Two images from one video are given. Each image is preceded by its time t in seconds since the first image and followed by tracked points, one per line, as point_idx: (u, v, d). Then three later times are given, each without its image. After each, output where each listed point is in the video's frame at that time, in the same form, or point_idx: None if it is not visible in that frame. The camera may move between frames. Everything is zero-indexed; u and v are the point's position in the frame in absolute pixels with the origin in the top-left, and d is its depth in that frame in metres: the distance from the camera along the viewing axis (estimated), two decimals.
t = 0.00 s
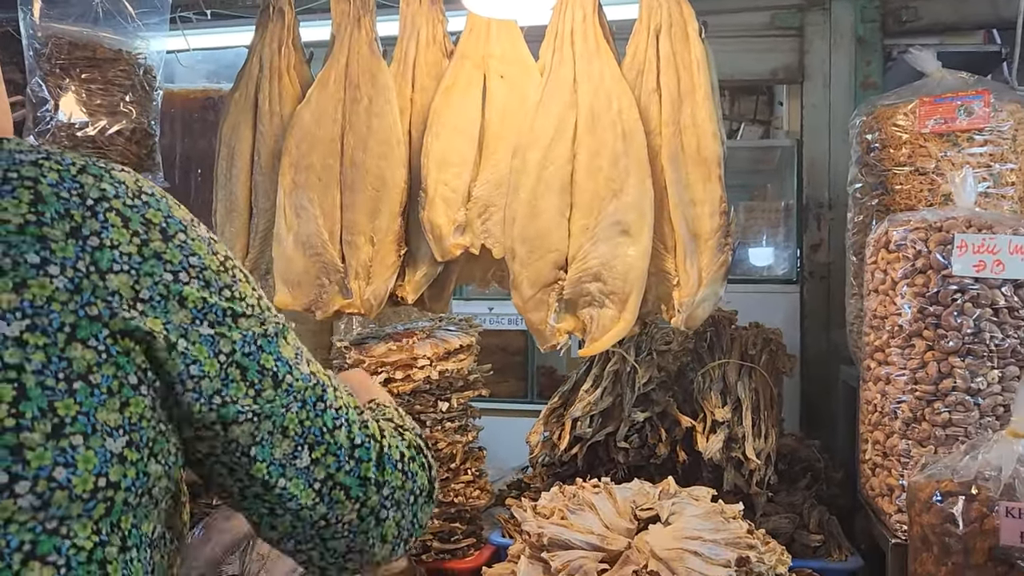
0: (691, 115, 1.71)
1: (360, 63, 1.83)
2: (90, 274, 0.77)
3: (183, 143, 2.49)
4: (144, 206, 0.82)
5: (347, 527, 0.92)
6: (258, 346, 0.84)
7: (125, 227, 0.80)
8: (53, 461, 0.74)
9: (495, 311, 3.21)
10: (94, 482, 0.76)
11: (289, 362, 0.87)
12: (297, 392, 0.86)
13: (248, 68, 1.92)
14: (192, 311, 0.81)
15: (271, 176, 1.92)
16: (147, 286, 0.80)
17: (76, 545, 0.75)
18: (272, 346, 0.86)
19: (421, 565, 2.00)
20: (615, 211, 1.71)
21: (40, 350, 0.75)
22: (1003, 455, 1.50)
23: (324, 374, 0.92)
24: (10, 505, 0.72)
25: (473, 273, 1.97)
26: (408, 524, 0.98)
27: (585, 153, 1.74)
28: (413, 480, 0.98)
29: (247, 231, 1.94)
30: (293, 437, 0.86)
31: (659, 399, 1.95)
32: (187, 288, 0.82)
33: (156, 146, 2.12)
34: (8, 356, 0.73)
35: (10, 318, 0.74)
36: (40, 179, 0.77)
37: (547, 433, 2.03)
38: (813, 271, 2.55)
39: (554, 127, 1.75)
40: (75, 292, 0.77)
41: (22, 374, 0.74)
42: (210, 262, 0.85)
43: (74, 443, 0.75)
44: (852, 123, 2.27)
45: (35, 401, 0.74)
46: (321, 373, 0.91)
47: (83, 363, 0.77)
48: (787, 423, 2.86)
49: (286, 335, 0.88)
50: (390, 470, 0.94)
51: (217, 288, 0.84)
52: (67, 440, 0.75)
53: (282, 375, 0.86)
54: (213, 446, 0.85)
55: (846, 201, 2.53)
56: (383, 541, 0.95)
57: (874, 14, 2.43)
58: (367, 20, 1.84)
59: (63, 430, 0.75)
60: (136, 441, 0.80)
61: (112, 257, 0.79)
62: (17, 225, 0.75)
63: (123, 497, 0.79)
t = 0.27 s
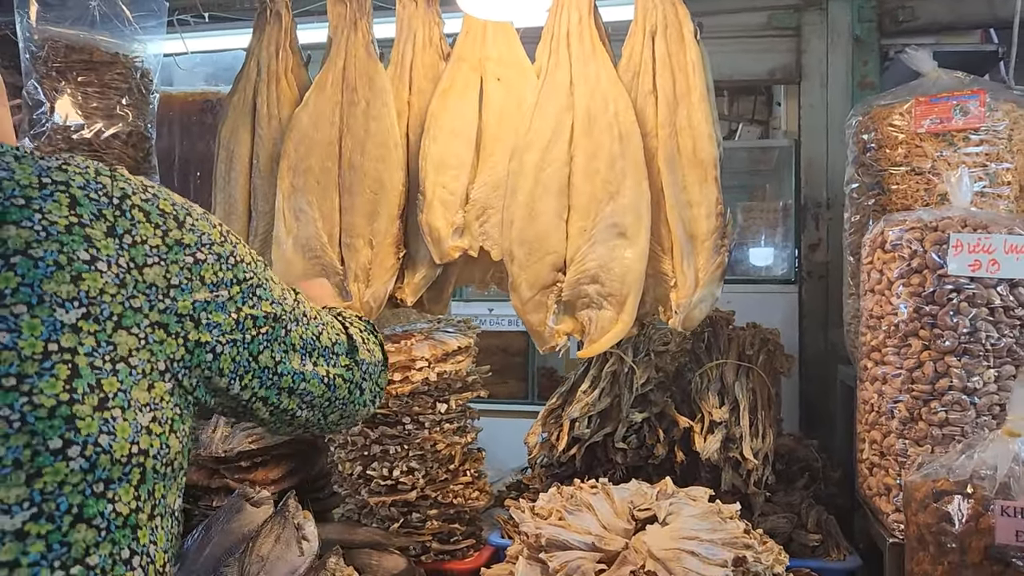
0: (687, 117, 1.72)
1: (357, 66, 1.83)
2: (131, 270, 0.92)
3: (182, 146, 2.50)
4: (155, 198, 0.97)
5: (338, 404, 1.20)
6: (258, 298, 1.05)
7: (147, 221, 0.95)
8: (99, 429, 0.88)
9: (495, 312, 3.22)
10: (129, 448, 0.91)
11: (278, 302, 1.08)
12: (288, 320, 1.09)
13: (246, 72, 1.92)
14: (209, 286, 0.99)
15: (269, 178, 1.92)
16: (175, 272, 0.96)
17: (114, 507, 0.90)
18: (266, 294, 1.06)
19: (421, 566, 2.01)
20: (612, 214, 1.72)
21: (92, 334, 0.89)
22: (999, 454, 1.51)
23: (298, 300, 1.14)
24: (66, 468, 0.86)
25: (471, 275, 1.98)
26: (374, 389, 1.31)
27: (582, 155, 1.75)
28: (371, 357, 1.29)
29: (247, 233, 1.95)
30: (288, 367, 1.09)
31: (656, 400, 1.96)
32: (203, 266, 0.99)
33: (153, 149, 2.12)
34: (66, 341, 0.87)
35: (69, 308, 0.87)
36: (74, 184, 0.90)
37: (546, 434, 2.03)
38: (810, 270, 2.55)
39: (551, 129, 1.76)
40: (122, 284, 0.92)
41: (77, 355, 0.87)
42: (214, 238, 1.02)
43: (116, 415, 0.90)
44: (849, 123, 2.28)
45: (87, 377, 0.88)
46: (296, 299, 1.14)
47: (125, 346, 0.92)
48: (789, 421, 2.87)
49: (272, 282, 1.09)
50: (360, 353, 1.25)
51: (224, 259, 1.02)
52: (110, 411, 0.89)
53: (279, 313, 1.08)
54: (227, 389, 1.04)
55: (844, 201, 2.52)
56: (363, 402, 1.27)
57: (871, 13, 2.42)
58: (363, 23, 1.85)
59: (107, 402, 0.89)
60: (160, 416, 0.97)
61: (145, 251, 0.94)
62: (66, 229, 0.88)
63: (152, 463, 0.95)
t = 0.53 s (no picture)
0: (687, 117, 1.72)
1: (356, 66, 1.83)
2: (151, 266, 1.00)
3: (180, 147, 2.50)
4: (159, 197, 1.05)
5: (292, 370, 1.31)
6: (241, 282, 1.16)
7: (159, 219, 1.03)
8: (126, 412, 0.96)
9: (494, 312, 3.22)
10: (151, 430, 0.99)
11: (254, 283, 1.19)
12: (260, 298, 1.21)
13: (245, 72, 1.92)
14: (209, 276, 1.09)
15: (267, 178, 1.92)
16: (186, 265, 1.05)
17: (140, 484, 0.98)
18: (246, 277, 1.17)
19: (421, 566, 2.00)
20: (611, 214, 1.72)
21: (122, 325, 0.96)
22: (997, 453, 1.51)
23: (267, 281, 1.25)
24: (98, 448, 0.93)
25: (471, 275, 1.98)
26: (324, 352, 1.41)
27: (582, 156, 1.75)
28: (327, 324, 1.40)
29: (244, 233, 1.96)
30: (259, 343, 1.21)
31: (655, 399, 1.96)
32: (205, 257, 1.08)
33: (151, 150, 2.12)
34: (99, 331, 0.94)
35: (102, 300, 0.94)
36: (92, 187, 0.97)
37: (546, 434, 2.03)
38: (809, 270, 2.55)
39: (550, 129, 1.76)
40: (145, 279, 0.99)
41: (109, 344, 0.95)
42: (207, 229, 1.11)
43: (141, 399, 0.98)
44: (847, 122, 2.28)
45: (115, 364, 0.95)
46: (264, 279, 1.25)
47: (148, 337, 0.99)
48: (788, 421, 2.87)
49: (249, 265, 1.20)
50: (315, 322, 1.36)
51: (218, 247, 1.12)
52: (136, 396, 0.97)
53: (254, 293, 1.19)
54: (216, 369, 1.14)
55: (842, 201, 2.53)
56: (314, 366, 1.37)
57: (869, 14, 2.43)
58: (362, 24, 1.85)
59: (134, 387, 0.97)
60: (175, 401, 1.05)
61: (161, 248, 1.02)
62: (92, 228, 0.95)
63: (169, 444, 1.04)
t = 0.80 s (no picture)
0: (687, 116, 1.72)
1: (354, 65, 1.83)
2: (147, 262, 1.00)
3: (181, 148, 2.51)
4: (156, 194, 1.05)
5: (308, 373, 1.29)
6: (246, 280, 1.14)
7: (155, 216, 1.03)
8: (125, 408, 0.96)
9: (494, 313, 3.22)
10: (149, 425, 0.99)
11: (261, 281, 1.18)
12: (268, 296, 1.18)
13: (245, 72, 1.92)
14: (209, 273, 1.08)
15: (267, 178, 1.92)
16: (182, 261, 1.04)
17: (139, 479, 0.98)
18: (252, 276, 1.16)
19: (421, 567, 2.00)
20: (611, 214, 1.72)
21: (118, 321, 0.96)
22: (998, 452, 1.51)
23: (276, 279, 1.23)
24: (96, 444, 0.93)
25: (471, 275, 1.98)
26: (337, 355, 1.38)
27: (581, 156, 1.75)
28: (342, 325, 1.37)
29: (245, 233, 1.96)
30: (267, 340, 1.19)
31: (656, 400, 1.96)
32: (204, 254, 1.07)
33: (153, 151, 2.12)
34: (95, 327, 0.94)
35: (98, 296, 0.94)
36: (87, 184, 0.97)
37: (546, 434, 2.03)
38: (810, 270, 2.55)
39: (550, 129, 1.76)
40: (142, 276, 0.99)
41: (105, 341, 0.95)
42: (209, 227, 1.10)
43: (138, 395, 0.98)
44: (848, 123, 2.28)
45: (112, 361, 0.95)
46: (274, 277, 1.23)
47: (145, 333, 0.99)
48: (789, 421, 2.87)
49: (256, 263, 1.18)
50: (329, 322, 1.33)
51: (219, 245, 1.10)
52: (134, 392, 0.97)
53: (261, 291, 1.17)
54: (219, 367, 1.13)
55: (843, 201, 2.52)
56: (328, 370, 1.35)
57: (869, 15, 2.42)
58: (361, 24, 1.85)
59: (132, 383, 0.97)
60: (175, 397, 1.04)
61: (157, 245, 1.01)
62: (88, 225, 0.95)
63: (169, 439, 1.03)
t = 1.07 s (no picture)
0: (687, 118, 1.72)
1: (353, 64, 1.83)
2: (132, 261, 0.97)
3: (184, 148, 2.51)
4: (150, 194, 1.02)
5: (330, 397, 1.23)
6: (252, 291, 1.09)
7: (145, 215, 0.99)
8: (108, 412, 0.92)
9: (496, 314, 3.22)
10: (137, 431, 0.95)
11: (272, 295, 1.13)
12: (280, 311, 1.13)
13: (246, 75, 1.93)
14: (206, 279, 1.04)
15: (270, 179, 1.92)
16: (173, 263, 1.01)
17: (123, 486, 0.95)
18: (260, 288, 1.11)
19: (423, 567, 2.00)
20: (611, 215, 1.72)
21: (98, 323, 0.93)
22: (999, 454, 1.51)
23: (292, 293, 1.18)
24: (77, 450, 0.90)
25: (472, 275, 1.98)
26: (368, 382, 1.32)
27: (582, 157, 1.75)
28: (368, 349, 1.31)
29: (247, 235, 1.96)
30: (279, 362, 1.13)
31: (658, 401, 1.96)
32: (200, 258, 1.03)
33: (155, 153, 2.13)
34: (73, 329, 0.91)
35: (76, 297, 0.92)
36: (72, 180, 0.95)
37: (548, 435, 2.04)
38: (812, 271, 2.55)
39: (551, 131, 1.77)
40: (125, 275, 0.96)
41: (84, 343, 0.92)
42: (209, 232, 1.06)
43: (123, 399, 0.94)
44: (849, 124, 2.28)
45: (93, 363, 0.92)
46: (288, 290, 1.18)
47: (129, 335, 0.96)
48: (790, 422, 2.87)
49: (266, 274, 1.14)
50: (355, 344, 1.27)
51: (219, 251, 1.06)
52: (118, 396, 0.94)
53: (271, 305, 1.12)
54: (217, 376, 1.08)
55: (845, 203, 2.52)
56: (355, 397, 1.28)
57: (870, 16, 2.41)
58: (360, 22, 1.84)
59: (115, 387, 0.94)
60: (167, 400, 1.01)
61: (144, 244, 0.98)
62: (69, 222, 0.93)
63: (161, 445, 0.99)
